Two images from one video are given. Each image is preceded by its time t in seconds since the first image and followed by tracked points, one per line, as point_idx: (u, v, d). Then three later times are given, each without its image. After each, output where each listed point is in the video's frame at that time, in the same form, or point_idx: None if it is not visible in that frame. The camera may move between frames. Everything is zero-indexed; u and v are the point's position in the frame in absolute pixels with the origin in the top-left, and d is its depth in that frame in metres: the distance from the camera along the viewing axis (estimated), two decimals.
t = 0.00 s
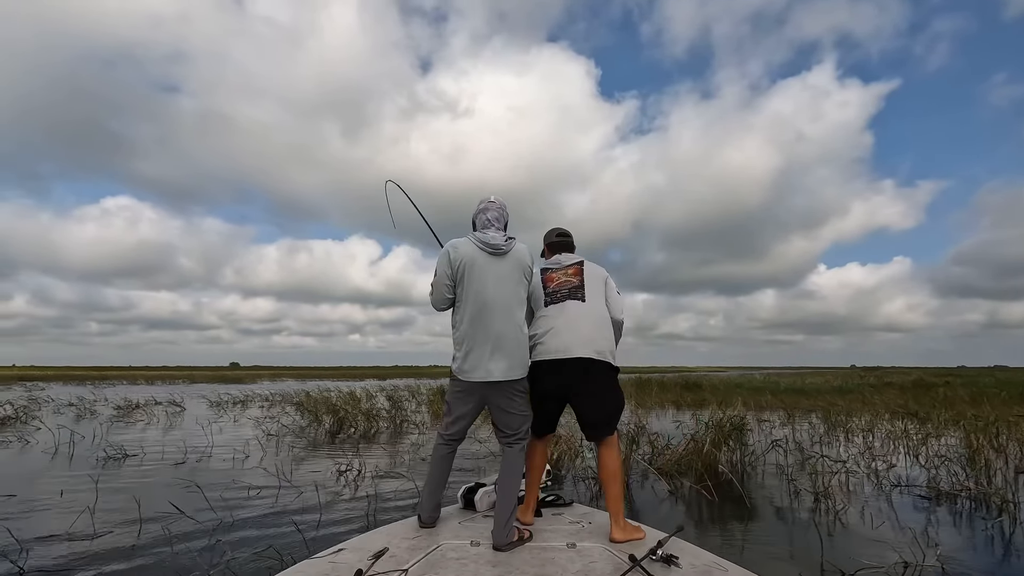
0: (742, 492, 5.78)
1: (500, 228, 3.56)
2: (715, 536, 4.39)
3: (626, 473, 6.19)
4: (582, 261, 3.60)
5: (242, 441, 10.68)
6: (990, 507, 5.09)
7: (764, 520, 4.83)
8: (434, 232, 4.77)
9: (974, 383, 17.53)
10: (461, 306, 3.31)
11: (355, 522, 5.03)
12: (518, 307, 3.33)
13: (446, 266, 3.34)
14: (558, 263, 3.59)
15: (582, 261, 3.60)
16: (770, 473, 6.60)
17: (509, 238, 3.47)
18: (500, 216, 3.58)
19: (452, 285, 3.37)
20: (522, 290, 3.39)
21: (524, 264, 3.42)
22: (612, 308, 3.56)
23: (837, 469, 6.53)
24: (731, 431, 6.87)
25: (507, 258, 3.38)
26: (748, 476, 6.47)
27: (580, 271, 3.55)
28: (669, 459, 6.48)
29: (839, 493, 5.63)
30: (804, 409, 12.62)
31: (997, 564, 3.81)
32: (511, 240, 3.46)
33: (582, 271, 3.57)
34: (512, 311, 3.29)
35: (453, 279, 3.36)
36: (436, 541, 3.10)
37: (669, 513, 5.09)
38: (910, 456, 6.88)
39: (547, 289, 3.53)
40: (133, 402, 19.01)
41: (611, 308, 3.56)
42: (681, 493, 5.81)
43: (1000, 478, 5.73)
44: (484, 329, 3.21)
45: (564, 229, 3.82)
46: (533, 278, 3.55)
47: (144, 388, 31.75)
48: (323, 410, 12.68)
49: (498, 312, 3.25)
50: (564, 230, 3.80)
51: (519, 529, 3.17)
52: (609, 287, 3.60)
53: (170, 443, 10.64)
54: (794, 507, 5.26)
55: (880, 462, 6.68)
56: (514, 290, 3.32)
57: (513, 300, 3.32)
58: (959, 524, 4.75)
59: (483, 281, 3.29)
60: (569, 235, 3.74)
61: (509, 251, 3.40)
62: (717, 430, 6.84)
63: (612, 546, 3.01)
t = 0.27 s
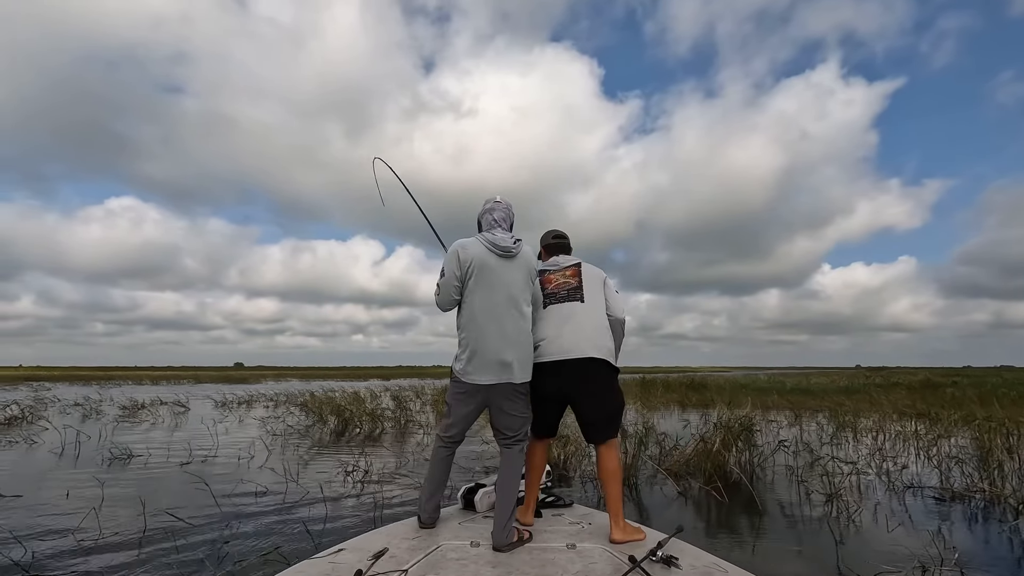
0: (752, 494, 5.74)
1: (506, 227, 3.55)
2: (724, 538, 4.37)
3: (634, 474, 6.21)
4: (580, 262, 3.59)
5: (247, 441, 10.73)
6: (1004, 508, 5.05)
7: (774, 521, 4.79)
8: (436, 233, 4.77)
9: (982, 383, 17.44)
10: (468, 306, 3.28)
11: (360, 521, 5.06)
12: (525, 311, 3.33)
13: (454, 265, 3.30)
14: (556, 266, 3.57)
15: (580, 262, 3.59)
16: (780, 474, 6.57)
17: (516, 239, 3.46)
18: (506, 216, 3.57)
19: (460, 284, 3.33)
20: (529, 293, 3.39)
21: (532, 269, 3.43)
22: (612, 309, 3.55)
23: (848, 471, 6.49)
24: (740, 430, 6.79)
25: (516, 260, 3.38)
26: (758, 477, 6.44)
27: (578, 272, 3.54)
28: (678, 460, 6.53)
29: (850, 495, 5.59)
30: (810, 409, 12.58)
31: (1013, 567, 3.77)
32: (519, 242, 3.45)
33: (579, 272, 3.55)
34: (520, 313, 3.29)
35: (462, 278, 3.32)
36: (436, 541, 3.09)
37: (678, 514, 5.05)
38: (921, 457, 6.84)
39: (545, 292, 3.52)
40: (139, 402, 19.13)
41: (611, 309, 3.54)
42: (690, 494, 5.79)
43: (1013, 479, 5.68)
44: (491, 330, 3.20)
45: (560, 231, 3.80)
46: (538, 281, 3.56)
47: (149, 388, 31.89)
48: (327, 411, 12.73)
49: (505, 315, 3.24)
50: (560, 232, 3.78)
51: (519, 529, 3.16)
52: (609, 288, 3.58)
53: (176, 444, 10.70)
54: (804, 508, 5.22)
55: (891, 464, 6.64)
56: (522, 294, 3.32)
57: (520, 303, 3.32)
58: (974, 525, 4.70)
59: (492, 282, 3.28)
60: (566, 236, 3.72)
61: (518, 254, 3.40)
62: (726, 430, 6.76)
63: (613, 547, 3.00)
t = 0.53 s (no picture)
0: (759, 494, 5.72)
1: (506, 226, 3.54)
2: (731, 539, 4.35)
3: (639, 474, 6.21)
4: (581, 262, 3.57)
5: (249, 441, 10.74)
6: (1014, 510, 5.02)
7: (782, 522, 4.77)
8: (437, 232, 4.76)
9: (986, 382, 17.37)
10: (471, 307, 3.24)
11: (363, 521, 5.06)
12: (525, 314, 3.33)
13: (456, 265, 3.24)
14: (557, 265, 3.56)
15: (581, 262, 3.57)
16: (786, 475, 6.55)
17: (518, 240, 3.44)
18: (506, 215, 3.56)
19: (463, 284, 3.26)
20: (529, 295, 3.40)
21: (533, 271, 3.43)
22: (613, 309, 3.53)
23: (854, 471, 6.47)
24: (746, 430, 6.75)
25: (518, 262, 3.36)
26: (764, 478, 6.41)
27: (578, 272, 3.52)
28: (684, 460, 6.54)
29: (858, 495, 5.57)
30: (814, 409, 12.55)
31: None
32: (520, 242, 3.42)
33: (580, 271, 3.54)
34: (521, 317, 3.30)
35: (464, 278, 3.26)
36: (435, 541, 3.08)
37: (684, 515, 5.03)
38: (928, 457, 6.81)
39: (545, 292, 3.51)
40: (141, 401, 19.22)
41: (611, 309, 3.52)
42: (696, 494, 5.77)
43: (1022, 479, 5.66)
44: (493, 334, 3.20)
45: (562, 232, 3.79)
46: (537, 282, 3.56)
47: (150, 388, 31.88)
48: (329, 410, 12.73)
49: (507, 318, 3.24)
50: (562, 232, 3.76)
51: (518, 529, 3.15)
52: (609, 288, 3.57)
53: (177, 443, 10.70)
54: (812, 509, 5.20)
55: (899, 464, 6.62)
56: (524, 297, 3.33)
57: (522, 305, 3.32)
58: (984, 526, 4.68)
59: (495, 284, 3.25)
60: (567, 237, 3.70)
61: (520, 256, 3.38)
62: (732, 430, 6.72)
63: (612, 547, 2.98)
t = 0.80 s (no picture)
0: (766, 496, 5.69)
1: (507, 221, 3.52)
2: (738, 540, 4.33)
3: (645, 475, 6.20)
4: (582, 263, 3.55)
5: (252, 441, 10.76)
6: None
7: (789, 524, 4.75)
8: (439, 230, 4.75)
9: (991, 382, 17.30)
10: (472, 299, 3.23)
11: (365, 521, 5.07)
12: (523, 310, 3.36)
13: (459, 257, 3.22)
14: (558, 265, 3.55)
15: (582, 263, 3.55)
16: (792, 475, 6.53)
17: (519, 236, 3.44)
18: (507, 210, 3.54)
19: (465, 275, 3.25)
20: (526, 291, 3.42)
21: (532, 269, 3.46)
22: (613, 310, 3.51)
23: (862, 472, 6.45)
24: (753, 430, 6.71)
25: (518, 258, 3.37)
26: (771, 479, 6.38)
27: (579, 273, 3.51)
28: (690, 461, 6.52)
29: (867, 495, 5.54)
30: (818, 409, 12.51)
31: None
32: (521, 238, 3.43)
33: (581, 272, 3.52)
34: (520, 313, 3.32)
35: (467, 269, 3.24)
36: (434, 541, 3.07)
37: (691, 516, 5.01)
38: (936, 458, 6.78)
39: (546, 292, 3.50)
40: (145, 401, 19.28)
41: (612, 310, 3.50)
42: (703, 495, 5.74)
43: None
44: (492, 327, 3.19)
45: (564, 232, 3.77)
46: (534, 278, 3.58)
47: (152, 388, 31.92)
48: (331, 410, 12.75)
49: (506, 313, 3.24)
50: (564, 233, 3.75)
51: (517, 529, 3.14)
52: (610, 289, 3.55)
53: (180, 443, 10.73)
54: (821, 510, 5.17)
55: (907, 465, 6.59)
56: (523, 294, 3.36)
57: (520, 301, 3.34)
58: (994, 527, 4.65)
59: (495, 279, 3.25)
60: (569, 238, 3.69)
61: (520, 252, 3.39)
62: (739, 430, 6.68)
63: (611, 547, 2.97)
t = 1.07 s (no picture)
0: (774, 497, 5.65)
1: (497, 218, 3.51)
2: (746, 541, 4.31)
3: (652, 475, 6.18)
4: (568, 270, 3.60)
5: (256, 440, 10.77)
6: None
7: (799, 526, 4.72)
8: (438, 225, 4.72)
9: (996, 381, 17.23)
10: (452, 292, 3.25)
11: (369, 520, 5.07)
12: (509, 301, 3.29)
13: (439, 251, 3.27)
14: (545, 273, 3.56)
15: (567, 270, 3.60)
16: (801, 475, 6.51)
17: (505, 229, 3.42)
18: (497, 207, 3.53)
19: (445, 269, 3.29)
20: (513, 284, 3.36)
21: (519, 261, 3.40)
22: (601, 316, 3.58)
23: (870, 472, 6.41)
24: (761, 430, 6.66)
25: (502, 250, 3.34)
26: (779, 479, 6.36)
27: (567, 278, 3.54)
28: (697, 461, 6.51)
29: (876, 496, 5.51)
30: (823, 408, 12.47)
31: None
32: (507, 232, 3.40)
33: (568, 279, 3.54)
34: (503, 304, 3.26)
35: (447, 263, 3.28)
36: (434, 538, 3.06)
37: (698, 517, 5.00)
38: (945, 457, 6.75)
39: (535, 298, 3.48)
40: (148, 400, 19.30)
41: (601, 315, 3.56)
42: (711, 496, 5.72)
43: None
44: (474, 318, 3.16)
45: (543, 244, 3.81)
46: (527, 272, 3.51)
47: (155, 387, 32.00)
48: (333, 409, 12.75)
49: (489, 304, 3.21)
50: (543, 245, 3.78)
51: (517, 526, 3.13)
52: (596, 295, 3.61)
53: (183, 442, 10.73)
54: (830, 512, 5.15)
55: (915, 464, 6.58)
56: (507, 285, 3.29)
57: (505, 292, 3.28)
58: (1007, 529, 4.62)
59: (477, 271, 3.24)
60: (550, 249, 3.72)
61: (505, 244, 3.36)
62: (747, 429, 6.64)
63: (611, 546, 2.96)
